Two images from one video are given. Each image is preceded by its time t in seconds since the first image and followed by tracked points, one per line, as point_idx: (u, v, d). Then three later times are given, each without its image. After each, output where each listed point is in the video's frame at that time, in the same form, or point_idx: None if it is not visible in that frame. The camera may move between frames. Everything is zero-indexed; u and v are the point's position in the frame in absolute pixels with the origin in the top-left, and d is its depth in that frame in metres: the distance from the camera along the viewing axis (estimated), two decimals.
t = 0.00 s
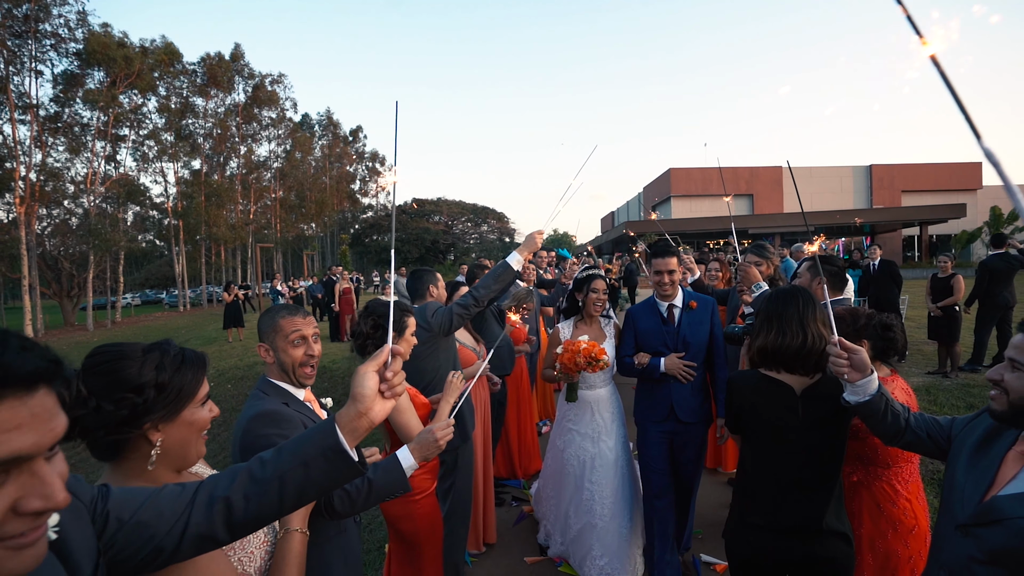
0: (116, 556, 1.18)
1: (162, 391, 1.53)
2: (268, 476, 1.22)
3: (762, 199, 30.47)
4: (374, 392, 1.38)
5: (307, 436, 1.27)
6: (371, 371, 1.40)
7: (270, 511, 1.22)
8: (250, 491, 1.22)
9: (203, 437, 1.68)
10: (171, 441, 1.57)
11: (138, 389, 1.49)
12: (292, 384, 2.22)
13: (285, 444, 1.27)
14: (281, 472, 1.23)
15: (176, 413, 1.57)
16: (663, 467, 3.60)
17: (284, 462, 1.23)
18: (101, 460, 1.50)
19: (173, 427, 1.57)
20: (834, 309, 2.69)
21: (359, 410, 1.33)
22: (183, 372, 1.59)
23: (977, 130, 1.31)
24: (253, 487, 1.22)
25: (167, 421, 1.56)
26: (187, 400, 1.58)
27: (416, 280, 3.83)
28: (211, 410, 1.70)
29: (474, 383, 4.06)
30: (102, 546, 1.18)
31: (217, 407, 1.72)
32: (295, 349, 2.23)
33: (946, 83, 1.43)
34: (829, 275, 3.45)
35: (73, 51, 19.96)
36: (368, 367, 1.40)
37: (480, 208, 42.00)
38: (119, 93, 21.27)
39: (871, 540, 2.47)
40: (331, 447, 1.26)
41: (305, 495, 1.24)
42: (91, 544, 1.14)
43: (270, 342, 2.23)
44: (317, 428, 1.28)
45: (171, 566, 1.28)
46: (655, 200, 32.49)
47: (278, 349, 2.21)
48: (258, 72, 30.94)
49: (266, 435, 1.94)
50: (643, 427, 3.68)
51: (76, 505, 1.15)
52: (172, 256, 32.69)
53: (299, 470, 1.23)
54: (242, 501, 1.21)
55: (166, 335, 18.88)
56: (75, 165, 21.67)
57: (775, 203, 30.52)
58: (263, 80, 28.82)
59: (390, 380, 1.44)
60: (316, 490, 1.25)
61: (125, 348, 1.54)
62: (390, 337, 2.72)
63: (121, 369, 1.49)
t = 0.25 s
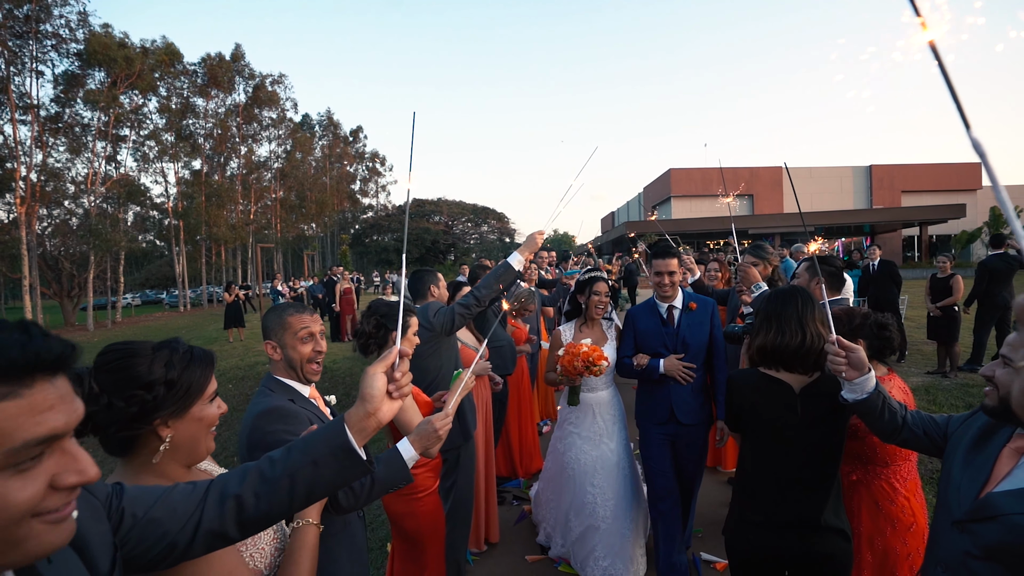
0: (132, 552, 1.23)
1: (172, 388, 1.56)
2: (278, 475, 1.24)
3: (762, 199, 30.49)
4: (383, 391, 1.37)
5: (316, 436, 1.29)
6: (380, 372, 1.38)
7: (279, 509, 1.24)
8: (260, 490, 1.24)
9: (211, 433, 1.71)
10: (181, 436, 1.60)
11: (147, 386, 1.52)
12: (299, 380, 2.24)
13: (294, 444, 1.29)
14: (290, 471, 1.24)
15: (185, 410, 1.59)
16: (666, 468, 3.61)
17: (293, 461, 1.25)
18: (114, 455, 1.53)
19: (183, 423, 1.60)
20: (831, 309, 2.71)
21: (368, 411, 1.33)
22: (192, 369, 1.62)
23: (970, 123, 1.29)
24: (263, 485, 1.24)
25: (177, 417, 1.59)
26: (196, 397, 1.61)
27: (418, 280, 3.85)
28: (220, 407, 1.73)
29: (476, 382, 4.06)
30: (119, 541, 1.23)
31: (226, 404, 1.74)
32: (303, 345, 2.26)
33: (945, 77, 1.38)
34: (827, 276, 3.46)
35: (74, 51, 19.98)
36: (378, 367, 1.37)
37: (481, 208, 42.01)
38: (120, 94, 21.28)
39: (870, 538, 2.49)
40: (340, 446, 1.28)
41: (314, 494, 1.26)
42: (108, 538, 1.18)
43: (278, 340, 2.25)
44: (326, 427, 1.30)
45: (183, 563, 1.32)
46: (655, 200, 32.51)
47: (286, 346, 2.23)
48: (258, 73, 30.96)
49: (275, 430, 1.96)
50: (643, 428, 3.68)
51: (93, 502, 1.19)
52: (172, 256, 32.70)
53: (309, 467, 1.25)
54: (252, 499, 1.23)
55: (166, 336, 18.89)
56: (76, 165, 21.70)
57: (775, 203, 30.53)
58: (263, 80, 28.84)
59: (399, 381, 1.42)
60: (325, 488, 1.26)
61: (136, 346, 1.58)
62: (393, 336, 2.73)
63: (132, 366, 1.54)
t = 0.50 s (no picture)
0: (143, 547, 1.25)
1: (176, 384, 1.57)
2: (286, 473, 1.25)
3: (762, 199, 30.49)
4: (389, 390, 1.39)
5: (323, 434, 1.29)
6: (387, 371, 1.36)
7: (287, 507, 1.25)
8: (268, 487, 1.25)
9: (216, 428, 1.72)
10: (186, 431, 1.61)
11: (152, 381, 1.53)
12: (303, 377, 2.26)
13: (302, 441, 1.30)
14: (298, 468, 1.25)
15: (189, 405, 1.60)
16: (667, 469, 3.61)
17: (301, 459, 1.26)
18: (121, 450, 1.55)
19: (187, 418, 1.60)
20: (828, 307, 2.73)
21: (375, 410, 1.33)
22: (195, 365, 1.63)
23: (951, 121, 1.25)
24: (271, 482, 1.25)
25: (181, 412, 1.60)
26: (200, 392, 1.62)
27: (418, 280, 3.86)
28: (224, 403, 1.74)
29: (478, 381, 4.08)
30: (130, 535, 1.25)
31: (230, 399, 1.76)
32: (309, 342, 2.28)
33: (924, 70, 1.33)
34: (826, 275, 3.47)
35: (74, 51, 19.99)
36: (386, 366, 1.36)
37: (480, 209, 42.01)
38: (120, 94, 21.30)
39: (869, 536, 2.50)
40: (348, 444, 1.28)
41: (322, 490, 1.27)
42: (119, 532, 1.19)
43: (283, 337, 2.26)
44: (334, 425, 1.30)
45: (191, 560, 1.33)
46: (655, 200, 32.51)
47: (291, 343, 2.25)
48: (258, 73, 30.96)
49: (281, 425, 1.97)
50: (643, 429, 3.69)
51: (105, 496, 1.21)
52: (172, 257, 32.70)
53: (316, 466, 1.26)
54: (261, 496, 1.24)
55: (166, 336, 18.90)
56: (76, 166, 21.73)
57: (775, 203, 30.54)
58: (263, 80, 28.86)
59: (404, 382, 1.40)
60: (333, 487, 1.27)
61: (138, 343, 1.60)
62: (394, 335, 2.75)
63: (137, 363, 1.56)
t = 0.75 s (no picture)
0: (149, 544, 1.26)
1: (174, 380, 1.57)
2: (291, 471, 1.25)
3: (761, 198, 30.52)
4: (394, 391, 1.39)
5: (329, 433, 1.30)
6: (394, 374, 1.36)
7: (292, 504, 1.25)
8: (273, 484, 1.26)
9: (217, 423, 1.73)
10: (185, 425, 1.61)
11: (149, 377, 1.54)
12: (304, 374, 2.28)
13: (306, 440, 1.30)
14: (304, 467, 1.26)
15: (187, 400, 1.61)
16: (667, 470, 3.61)
17: (306, 459, 1.26)
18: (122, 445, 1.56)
19: (186, 414, 1.62)
20: (828, 306, 2.74)
21: (380, 410, 1.34)
22: (192, 361, 1.63)
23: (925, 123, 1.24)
24: (275, 480, 1.26)
25: (179, 406, 1.61)
26: (199, 387, 1.62)
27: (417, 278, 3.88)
28: (223, 398, 1.75)
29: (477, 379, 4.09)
30: (137, 531, 1.26)
31: (229, 394, 1.77)
32: (310, 338, 2.29)
33: (893, 75, 1.33)
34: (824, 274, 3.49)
35: (72, 49, 19.95)
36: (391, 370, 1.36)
37: (480, 208, 41.96)
38: (118, 92, 21.26)
39: (869, 535, 2.51)
40: (353, 443, 1.29)
41: (328, 488, 1.27)
42: (124, 528, 1.20)
43: (283, 333, 2.26)
44: (338, 424, 1.31)
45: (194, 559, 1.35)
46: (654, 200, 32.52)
47: (292, 340, 2.25)
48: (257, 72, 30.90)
49: (283, 418, 2.00)
50: (643, 430, 3.69)
51: (110, 494, 1.22)
52: (171, 256, 32.66)
53: (321, 465, 1.27)
54: (265, 494, 1.25)
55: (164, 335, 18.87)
56: (74, 164, 21.70)
57: (774, 202, 30.56)
58: (262, 78, 28.81)
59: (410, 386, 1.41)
60: (338, 484, 1.27)
61: (134, 339, 1.60)
62: (394, 333, 2.76)
63: (135, 358, 1.56)
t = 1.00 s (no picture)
0: (157, 544, 1.26)
1: (173, 378, 1.58)
2: (298, 472, 1.26)
3: (761, 198, 30.53)
4: (402, 393, 1.34)
5: (335, 434, 1.30)
6: (400, 376, 1.35)
7: (300, 505, 1.26)
8: (279, 485, 1.26)
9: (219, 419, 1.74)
10: (186, 422, 1.62)
11: (148, 375, 1.54)
12: (305, 372, 2.29)
13: (313, 440, 1.30)
14: (311, 468, 1.26)
15: (188, 397, 1.62)
16: (668, 471, 3.61)
17: (313, 459, 1.27)
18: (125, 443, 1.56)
19: (187, 410, 1.62)
20: (829, 304, 2.74)
21: (387, 412, 1.33)
22: (191, 357, 1.63)
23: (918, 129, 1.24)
24: (282, 481, 1.26)
25: (180, 403, 1.61)
26: (198, 383, 1.63)
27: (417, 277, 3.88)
28: (224, 394, 1.75)
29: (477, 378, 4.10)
30: (144, 531, 1.26)
31: (230, 390, 1.78)
32: (311, 335, 2.30)
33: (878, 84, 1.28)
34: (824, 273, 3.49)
35: (70, 48, 19.92)
36: (398, 371, 1.36)
37: (479, 208, 41.96)
38: (117, 92, 21.24)
39: (870, 534, 2.51)
40: (359, 444, 1.29)
41: (334, 487, 1.27)
42: (131, 528, 1.21)
43: (284, 331, 2.25)
44: (345, 426, 1.31)
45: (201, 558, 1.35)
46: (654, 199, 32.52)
47: (293, 337, 2.25)
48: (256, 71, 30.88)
49: (287, 412, 2.05)
50: (643, 432, 3.69)
51: (118, 492, 1.22)
52: (170, 255, 32.64)
53: (328, 465, 1.26)
54: (272, 495, 1.26)
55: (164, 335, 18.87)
56: (73, 163, 21.69)
57: (773, 202, 30.59)
58: (261, 78, 28.80)
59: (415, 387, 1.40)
60: (345, 486, 1.28)
61: (132, 338, 1.59)
62: (395, 331, 2.76)
63: (133, 356, 1.57)
